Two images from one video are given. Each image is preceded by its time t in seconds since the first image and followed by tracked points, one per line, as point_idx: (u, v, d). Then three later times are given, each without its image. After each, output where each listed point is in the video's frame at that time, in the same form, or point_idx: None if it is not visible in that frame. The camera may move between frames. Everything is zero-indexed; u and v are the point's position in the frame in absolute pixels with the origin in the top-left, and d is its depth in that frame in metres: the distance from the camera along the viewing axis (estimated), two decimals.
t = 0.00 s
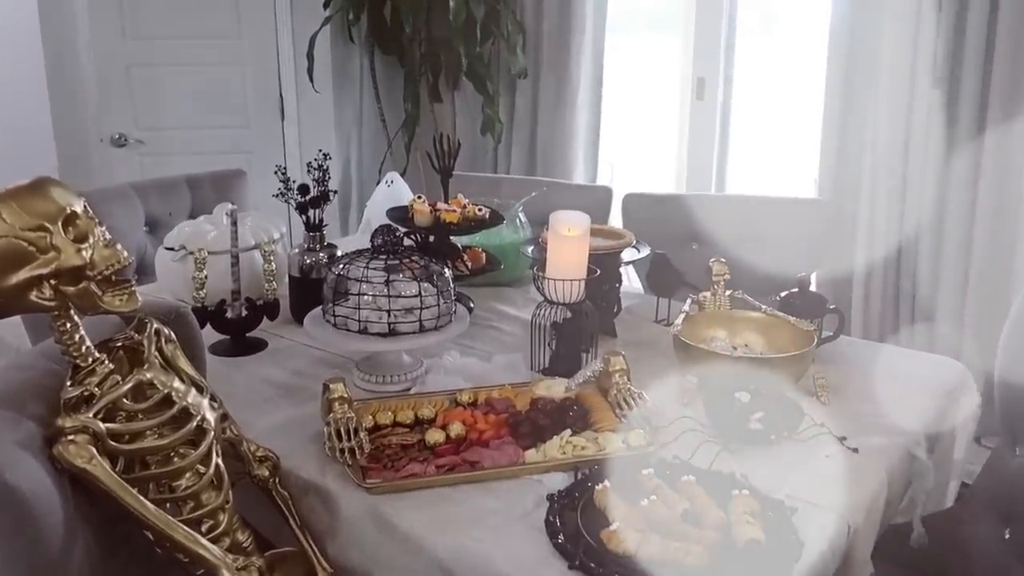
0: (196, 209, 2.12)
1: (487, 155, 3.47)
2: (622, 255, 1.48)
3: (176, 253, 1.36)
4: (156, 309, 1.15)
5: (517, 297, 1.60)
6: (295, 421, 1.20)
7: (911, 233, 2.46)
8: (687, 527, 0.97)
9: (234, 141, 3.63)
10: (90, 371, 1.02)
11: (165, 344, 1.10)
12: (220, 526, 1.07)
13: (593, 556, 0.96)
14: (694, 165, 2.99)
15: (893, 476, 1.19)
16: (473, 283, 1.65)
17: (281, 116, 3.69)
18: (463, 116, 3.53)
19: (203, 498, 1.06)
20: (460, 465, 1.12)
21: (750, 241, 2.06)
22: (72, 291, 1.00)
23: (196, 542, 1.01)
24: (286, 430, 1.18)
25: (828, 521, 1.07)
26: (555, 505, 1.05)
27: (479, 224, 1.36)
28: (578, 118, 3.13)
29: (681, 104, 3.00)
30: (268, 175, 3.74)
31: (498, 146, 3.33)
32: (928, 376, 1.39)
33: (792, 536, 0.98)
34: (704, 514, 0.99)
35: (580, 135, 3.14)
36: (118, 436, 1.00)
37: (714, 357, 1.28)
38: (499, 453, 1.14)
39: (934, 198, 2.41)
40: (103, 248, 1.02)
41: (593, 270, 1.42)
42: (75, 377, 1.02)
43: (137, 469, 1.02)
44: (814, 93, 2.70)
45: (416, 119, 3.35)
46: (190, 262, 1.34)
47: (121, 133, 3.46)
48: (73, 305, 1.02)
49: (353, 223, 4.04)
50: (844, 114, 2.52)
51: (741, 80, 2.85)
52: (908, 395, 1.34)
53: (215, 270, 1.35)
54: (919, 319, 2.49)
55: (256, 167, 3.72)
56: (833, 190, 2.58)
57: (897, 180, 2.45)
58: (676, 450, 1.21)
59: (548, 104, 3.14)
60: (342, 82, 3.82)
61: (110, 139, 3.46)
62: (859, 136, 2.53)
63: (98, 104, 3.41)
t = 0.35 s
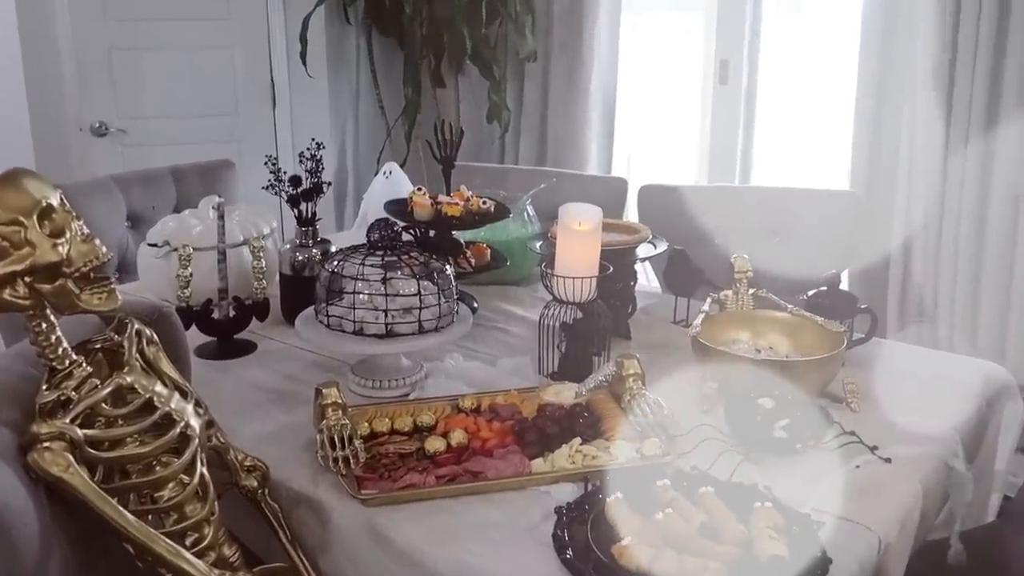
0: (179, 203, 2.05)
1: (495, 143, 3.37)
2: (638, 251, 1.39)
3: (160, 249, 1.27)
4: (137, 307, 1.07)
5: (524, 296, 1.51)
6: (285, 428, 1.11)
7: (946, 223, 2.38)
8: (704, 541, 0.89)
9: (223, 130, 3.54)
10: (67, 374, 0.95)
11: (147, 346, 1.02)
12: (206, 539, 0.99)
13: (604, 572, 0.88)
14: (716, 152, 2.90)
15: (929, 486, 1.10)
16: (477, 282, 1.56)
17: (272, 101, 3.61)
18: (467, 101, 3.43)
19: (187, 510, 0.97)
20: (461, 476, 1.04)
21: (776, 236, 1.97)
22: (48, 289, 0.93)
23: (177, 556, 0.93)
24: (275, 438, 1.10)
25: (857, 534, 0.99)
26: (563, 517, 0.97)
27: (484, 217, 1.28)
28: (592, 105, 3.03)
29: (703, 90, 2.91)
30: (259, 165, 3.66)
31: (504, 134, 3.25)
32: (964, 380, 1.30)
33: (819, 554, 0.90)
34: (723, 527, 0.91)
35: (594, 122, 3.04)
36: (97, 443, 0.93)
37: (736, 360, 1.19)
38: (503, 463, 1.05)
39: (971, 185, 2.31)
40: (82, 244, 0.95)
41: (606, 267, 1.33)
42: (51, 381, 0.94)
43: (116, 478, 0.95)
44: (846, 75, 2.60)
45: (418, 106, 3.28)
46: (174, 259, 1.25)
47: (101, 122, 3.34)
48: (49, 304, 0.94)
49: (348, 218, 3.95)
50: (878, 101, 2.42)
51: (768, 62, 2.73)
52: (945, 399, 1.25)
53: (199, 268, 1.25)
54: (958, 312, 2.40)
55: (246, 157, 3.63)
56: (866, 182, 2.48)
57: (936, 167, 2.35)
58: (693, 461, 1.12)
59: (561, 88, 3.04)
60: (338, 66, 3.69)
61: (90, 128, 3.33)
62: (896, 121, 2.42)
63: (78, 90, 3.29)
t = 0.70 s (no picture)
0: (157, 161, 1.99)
1: (498, 98, 3.28)
2: (651, 214, 1.30)
3: (136, 212, 1.19)
4: (110, 274, 0.99)
5: (529, 262, 1.43)
6: (270, 402, 1.04)
7: (975, 178, 2.29)
8: (717, 523, 0.83)
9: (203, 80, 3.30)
10: (37, 344, 0.87)
11: (122, 315, 0.95)
12: (187, 520, 0.91)
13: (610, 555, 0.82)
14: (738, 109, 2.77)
15: (961, 467, 1.03)
16: (477, 246, 1.48)
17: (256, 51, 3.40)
18: (467, 51, 3.33)
19: (167, 489, 0.90)
20: (460, 453, 0.96)
21: (800, 198, 1.87)
22: (14, 253, 0.85)
23: (155, 537, 0.85)
24: (260, 414, 1.03)
25: (884, 515, 0.92)
26: (566, 498, 0.91)
27: (485, 176, 1.20)
28: (604, 56, 2.93)
29: (727, 42, 2.77)
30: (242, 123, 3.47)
31: (509, 88, 3.15)
32: (1002, 355, 1.22)
33: (838, 537, 0.84)
34: (739, 509, 0.85)
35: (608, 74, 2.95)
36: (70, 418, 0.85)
37: (755, 330, 1.12)
38: (505, 441, 0.98)
39: (1004, 138, 2.21)
40: (51, 204, 0.86)
41: (616, 230, 1.24)
42: (19, 351, 0.86)
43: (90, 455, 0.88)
44: (875, 13, 2.47)
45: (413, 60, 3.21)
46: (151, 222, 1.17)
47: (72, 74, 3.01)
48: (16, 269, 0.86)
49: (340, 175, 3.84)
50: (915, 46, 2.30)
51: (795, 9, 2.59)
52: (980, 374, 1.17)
53: (179, 232, 1.17)
54: (994, 276, 2.29)
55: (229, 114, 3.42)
56: (903, 142, 2.38)
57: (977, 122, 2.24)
58: (708, 438, 1.04)
59: (569, 42, 2.94)
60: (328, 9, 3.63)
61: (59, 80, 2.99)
62: (932, 69, 2.30)
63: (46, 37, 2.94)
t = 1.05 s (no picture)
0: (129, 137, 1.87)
1: (498, 67, 3.17)
2: (662, 190, 1.22)
3: (108, 188, 1.14)
4: (76, 256, 0.92)
5: (530, 244, 1.35)
6: (250, 393, 0.97)
7: (1011, 151, 2.16)
8: (727, 523, 0.78)
9: (180, 53, 3.05)
10: None
11: (90, 300, 0.87)
12: (159, 520, 0.82)
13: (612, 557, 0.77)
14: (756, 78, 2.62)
15: (994, 466, 0.96)
16: (475, 226, 1.40)
17: (240, 18, 3.11)
18: (468, 14, 3.23)
19: (138, 487, 0.81)
20: (453, 449, 0.89)
21: (823, 176, 1.79)
22: None
23: (126, 538, 0.77)
24: (238, 405, 0.95)
25: (909, 518, 0.85)
26: (566, 496, 0.84)
27: (482, 151, 1.12)
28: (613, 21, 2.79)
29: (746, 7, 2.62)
30: (220, 93, 3.16)
31: (512, 52, 3.05)
32: None
33: (854, 538, 0.78)
34: (751, 507, 0.79)
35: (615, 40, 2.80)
36: (33, 409, 0.77)
37: (771, 317, 1.05)
38: (501, 435, 0.91)
39: None
40: (11, 180, 0.79)
41: (622, 209, 1.17)
42: None
43: (55, 449, 0.80)
44: None
45: (406, 27, 3.09)
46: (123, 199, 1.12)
47: (40, 42, 2.84)
48: None
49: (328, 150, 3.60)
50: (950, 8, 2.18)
51: None
52: (1015, 365, 1.10)
53: (154, 211, 1.11)
54: None
55: (208, 87, 3.12)
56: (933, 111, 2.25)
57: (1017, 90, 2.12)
58: (719, 432, 0.97)
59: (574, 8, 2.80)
60: None
61: (26, 49, 2.82)
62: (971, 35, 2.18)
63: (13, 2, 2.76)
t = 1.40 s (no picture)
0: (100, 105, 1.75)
1: (500, 30, 2.69)
2: (670, 163, 1.15)
3: (76, 161, 1.10)
4: (39, 232, 0.86)
5: (530, 222, 1.28)
6: (226, 379, 0.91)
7: None
8: (736, 519, 0.72)
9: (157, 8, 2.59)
10: None
11: (53, 281, 0.79)
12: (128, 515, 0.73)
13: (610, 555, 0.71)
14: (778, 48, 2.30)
15: None
16: (472, 202, 1.33)
17: None
18: None
19: (105, 479, 0.73)
20: (442, 440, 0.83)
21: (846, 146, 1.66)
22: None
23: (90, 534, 0.69)
24: (213, 391, 0.90)
25: (932, 515, 0.79)
26: (564, 489, 0.77)
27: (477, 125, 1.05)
28: None
29: None
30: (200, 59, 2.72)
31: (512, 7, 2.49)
32: None
33: (870, 534, 0.73)
34: (760, 502, 0.74)
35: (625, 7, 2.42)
36: None
37: (785, 300, 0.98)
38: (495, 426, 0.85)
39: None
40: None
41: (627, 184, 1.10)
42: None
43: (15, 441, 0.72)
44: None
45: None
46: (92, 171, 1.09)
47: None
48: None
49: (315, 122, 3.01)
50: None
51: None
52: None
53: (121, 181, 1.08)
54: None
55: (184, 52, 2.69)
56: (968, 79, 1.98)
57: None
58: (727, 423, 0.91)
59: None
60: None
61: None
62: None
63: None
